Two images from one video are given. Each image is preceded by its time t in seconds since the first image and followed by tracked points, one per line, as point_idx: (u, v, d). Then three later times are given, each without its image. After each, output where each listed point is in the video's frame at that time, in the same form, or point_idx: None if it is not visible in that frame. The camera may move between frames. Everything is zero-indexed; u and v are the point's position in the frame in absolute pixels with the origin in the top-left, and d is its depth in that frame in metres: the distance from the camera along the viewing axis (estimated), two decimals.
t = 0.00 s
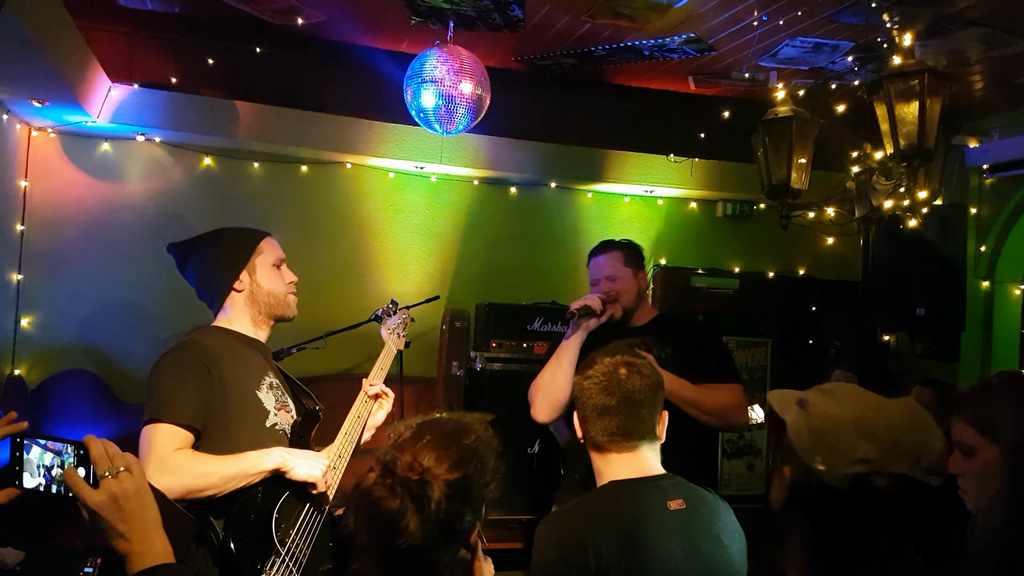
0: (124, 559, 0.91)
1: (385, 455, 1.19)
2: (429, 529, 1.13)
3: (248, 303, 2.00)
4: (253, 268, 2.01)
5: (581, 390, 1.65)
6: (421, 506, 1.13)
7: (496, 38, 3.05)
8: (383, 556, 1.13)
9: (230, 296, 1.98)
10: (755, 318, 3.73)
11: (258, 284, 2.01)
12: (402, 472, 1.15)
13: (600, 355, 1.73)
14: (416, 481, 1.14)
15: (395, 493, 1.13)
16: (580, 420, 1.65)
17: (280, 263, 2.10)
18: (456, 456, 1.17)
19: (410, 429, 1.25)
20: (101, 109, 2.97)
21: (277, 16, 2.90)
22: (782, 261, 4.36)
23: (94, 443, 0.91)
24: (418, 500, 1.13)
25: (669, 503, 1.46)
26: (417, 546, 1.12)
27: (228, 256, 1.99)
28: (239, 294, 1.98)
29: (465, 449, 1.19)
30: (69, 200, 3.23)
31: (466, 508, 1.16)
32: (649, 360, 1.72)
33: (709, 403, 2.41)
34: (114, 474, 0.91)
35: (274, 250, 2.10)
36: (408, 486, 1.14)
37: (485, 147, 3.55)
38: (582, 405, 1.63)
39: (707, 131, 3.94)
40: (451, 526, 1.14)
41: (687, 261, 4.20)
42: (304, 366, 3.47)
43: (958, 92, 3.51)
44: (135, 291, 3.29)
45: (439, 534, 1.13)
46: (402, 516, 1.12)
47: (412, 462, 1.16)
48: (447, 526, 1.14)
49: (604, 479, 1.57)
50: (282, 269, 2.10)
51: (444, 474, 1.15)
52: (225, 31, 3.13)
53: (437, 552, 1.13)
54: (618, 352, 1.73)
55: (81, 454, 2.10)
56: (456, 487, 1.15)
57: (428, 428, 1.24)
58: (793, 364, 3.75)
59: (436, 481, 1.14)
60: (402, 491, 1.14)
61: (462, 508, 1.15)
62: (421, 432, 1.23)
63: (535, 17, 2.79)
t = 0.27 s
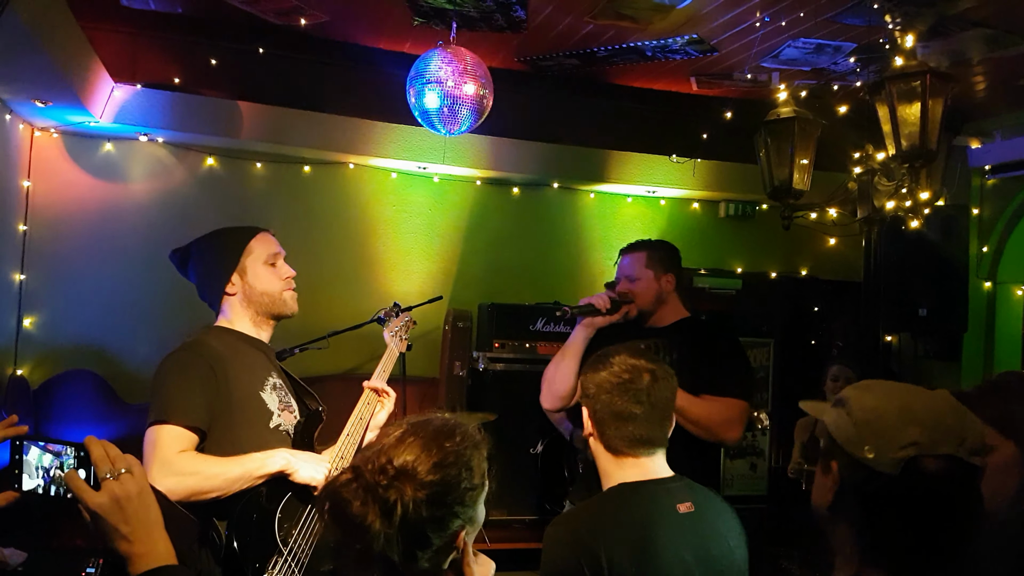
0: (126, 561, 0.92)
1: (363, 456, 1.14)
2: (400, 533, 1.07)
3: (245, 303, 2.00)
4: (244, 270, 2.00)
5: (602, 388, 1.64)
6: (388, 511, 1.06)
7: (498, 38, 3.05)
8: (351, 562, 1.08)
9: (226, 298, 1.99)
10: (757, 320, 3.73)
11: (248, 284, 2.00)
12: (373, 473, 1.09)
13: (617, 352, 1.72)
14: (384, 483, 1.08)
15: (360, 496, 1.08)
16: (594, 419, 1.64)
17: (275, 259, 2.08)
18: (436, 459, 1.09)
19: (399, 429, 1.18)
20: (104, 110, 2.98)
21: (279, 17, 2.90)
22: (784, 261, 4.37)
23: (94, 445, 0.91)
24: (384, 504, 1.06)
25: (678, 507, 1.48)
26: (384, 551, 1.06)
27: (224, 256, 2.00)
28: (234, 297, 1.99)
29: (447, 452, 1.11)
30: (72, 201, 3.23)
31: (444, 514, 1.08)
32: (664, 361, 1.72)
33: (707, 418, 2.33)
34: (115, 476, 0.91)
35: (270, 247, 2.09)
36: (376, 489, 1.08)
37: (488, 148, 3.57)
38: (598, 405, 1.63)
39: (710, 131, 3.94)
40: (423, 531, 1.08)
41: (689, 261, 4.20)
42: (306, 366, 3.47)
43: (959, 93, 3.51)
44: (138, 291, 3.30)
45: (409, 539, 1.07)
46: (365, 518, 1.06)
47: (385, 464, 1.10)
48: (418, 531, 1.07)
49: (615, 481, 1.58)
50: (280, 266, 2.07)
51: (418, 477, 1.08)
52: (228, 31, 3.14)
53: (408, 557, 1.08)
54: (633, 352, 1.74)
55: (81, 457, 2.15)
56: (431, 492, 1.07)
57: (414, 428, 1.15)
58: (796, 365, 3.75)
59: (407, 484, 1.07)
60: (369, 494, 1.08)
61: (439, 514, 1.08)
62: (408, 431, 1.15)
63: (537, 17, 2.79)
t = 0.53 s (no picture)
0: (128, 559, 0.91)
1: (368, 452, 1.14)
2: (396, 529, 1.06)
3: (248, 301, 1.99)
4: (251, 268, 2.00)
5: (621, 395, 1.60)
6: (386, 505, 1.06)
7: (502, 37, 3.04)
8: (349, 554, 1.08)
9: (229, 296, 1.99)
10: (761, 320, 3.72)
11: (254, 283, 2.00)
12: (375, 468, 1.10)
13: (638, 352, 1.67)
14: (386, 477, 1.07)
15: (360, 488, 1.08)
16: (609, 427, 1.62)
17: (279, 258, 2.08)
18: (441, 458, 1.09)
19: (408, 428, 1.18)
20: (108, 108, 2.95)
21: (282, 15, 2.89)
22: (788, 262, 4.35)
23: (94, 442, 0.91)
24: (383, 499, 1.06)
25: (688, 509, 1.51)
26: (379, 546, 1.06)
27: (230, 253, 2.00)
28: (238, 295, 1.99)
29: (452, 452, 1.10)
30: (76, 199, 3.23)
31: (443, 514, 1.07)
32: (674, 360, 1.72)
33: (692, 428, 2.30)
34: (117, 473, 0.90)
35: (274, 246, 2.09)
36: (377, 482, 1.08)
37: (492, 147, 3.54)
38: (617, 413, 1.60)
39: (713, 131, 3.93)
40: (420, 530, 1.07)
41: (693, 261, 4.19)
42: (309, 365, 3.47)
43: (965, 93, 3.49)
44: (142, 289, 3.30)
45: (405, 536, 1.07)
46: (363, 508, 1.06)
47: (388, 460, 1.10)
48: (416, 529, 1.06)
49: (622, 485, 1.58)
50: (283, 267, 2.08)
51: (420, 474, 1.07)
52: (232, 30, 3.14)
53: (404, 556, 1.07)
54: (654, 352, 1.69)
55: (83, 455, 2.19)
56: (431, 491, 1.06)
57: (421, 428, 1.16)
58: (799, 366, 3.74)
59: (408, 480, 1.07)
60: (369, 487, 1.07)
61: (438, 513, 1.07)
62: (415, 431, 1.16)
63: (541, 16, 2.78)
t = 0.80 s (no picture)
0: (130, 559, 0.92)
1: (369, 459, 1.13)
2: (402, 541, 1.08)
3: (253, 304, 2.00)
4: (257, 271, 2.01)
5: (636, 408, 1.55)
6: (391, 518, 1.07)
7: (503, 38, 3.04)
8: (355, 562, 1.09)
9: (234, 297, 1.99)
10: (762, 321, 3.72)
11: (259, 285, 2.00)
12: (378, 481, 1.09)
13: (654, 361, 1.60)
14: (389, 491, 1.07)
15: (364, 503, 1.08)
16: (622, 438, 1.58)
17: (285, 262, 2.09)
18: (443, 468, 1.08)
19: (406, 431, 1.16)
20: (109, 108, 2.97)
21: (284, 15, 2.90)
22: (789, 262, 4.36)
23: (96, 442, 0.91)
24: (388, 513, 1.07)
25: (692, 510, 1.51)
26: (385, 557, 1.08)
27: (233, 254, 2.00)
28: (243, 296, 1.99)
29: (454, 461, 1.09)
30: (77, 199, 3.23)
31: (448, 521, 1.08)
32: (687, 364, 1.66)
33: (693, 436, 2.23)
34: (119, 473, 0.91)
35: (279, 250, 2.09)
36: (380, 496, 1.08)
37: (494, 148, 3.55)
38: (633, 426, 1.55)
39: (715, 131, 3.93)
40: (424, 537, 1.08)
41: (694, 261, 4.19)
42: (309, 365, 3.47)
43: (965, 94, 3.49)
44: (144, 289, 3.30)
45: (410, 544, 1.08)
46: (369, 525, 1.06)
47: (389, 471, 1.09)
48: (420, 537, 1.08)
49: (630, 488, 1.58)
50: (287, 270, 2.09)
51: (423, 485, 1.07)
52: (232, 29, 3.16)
53: (410, 561, 1.10)
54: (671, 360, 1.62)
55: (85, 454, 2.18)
56: (435, 501, 1.07)
57: (422, 432, 1.14)
58: (800, 366, 3.75)
59: (412, 491, 1.07)
60: (373, 501, 1.07)
61: (442, 521, 1.08)
62: (416, 434, 1.15)
63: (542, 16, 2.78)
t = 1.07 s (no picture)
0: (127, 557, 0.91)
1: (385, 456, 1.25)
2: (417, 535, 1.18)
3: (252, 304, 2.00)
4: (258, 271, 2.01)
5: (640, 414, 1.58)
6: (409, 512, 1.17)
7: (503, 36, 3.03)
8: (369, 557, 1.17)
9: (233, 296, 1.98)
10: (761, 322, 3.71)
11: (259, 285, 2.01)
12: (396, 474, 1.20)
13: (659, 368, 1.63)
14: (408, 484, 1.18)
15: (384, 495, 1.17)
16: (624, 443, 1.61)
17: (283, 266, 2.09)
18: (455, 463, 1.21)
19: (417, 430, 1.29)
20: (107, 104, 2.96)
21: (283, 13, 2.88)
22: (788, 263, 4.36)
23: (93, 439, 0.91)
24: (406, 505, 1.17)
25: (688, 512, 1.49)
26: (401, 551, 1.16)
27: (230, 254, 1.99)
28: (242, 295, 1.98)
29: (467, 456, 1.23)
30: (75, 196, 3.22)
31: (458, 515, 1.20)
32: (690, 370, 1.69)
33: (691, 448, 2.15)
34: (115, 471, 0.90)
35: (278, 254, 2.09)
36: (399, 489, 1.18)
37: (492, 147, 3.54)
38: (636, 433, 1.58)
39: (714, 132, 3.93)
40: (437, 532, 1.18)
41: (693, 262, 4.19)
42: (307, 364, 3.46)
43: (965, 96, 3.49)
44: (141, 287, 3.29)
45: (424, 538, 1.18)
46: (388, 519, 1.16)
47: (407, 466, 1.20)
48: (433, 531, 1.18)
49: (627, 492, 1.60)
50: (286, 271, 2.09)
51: (438, 479, 1.19)
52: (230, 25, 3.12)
53: (424, 559, 1.19)
54: (675, 367, 1.65)
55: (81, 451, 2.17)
56: (450, 494, 1.19)
57: (433, 431, 1.27)
58: (798, 367, 3.75)
59: (428, 486, 1.18)
60: (393, 494, 1.17)
61: (454, 514, 1.20)
62: (424, 434, 1.27)
63: (543, 15, 2.77)
